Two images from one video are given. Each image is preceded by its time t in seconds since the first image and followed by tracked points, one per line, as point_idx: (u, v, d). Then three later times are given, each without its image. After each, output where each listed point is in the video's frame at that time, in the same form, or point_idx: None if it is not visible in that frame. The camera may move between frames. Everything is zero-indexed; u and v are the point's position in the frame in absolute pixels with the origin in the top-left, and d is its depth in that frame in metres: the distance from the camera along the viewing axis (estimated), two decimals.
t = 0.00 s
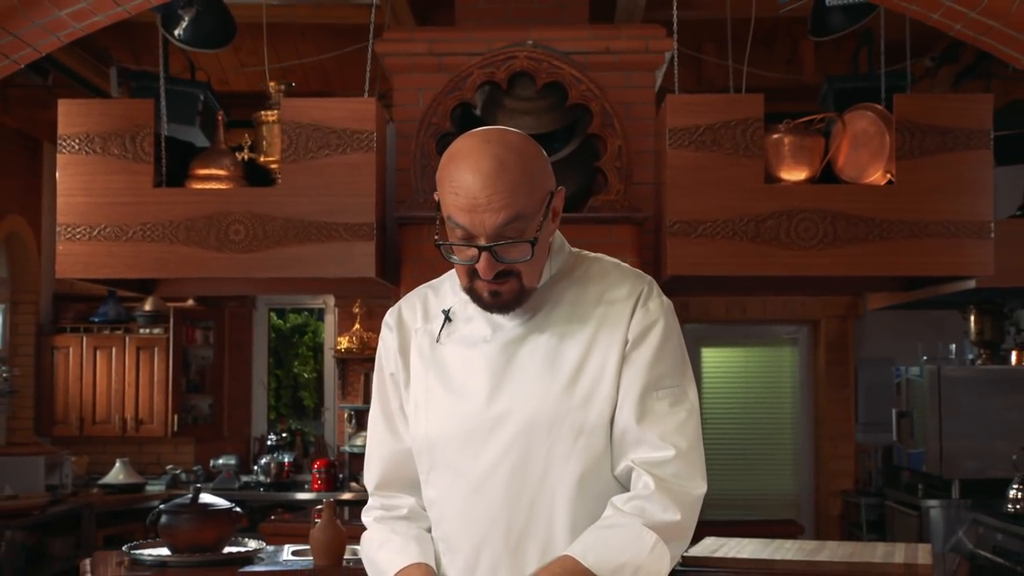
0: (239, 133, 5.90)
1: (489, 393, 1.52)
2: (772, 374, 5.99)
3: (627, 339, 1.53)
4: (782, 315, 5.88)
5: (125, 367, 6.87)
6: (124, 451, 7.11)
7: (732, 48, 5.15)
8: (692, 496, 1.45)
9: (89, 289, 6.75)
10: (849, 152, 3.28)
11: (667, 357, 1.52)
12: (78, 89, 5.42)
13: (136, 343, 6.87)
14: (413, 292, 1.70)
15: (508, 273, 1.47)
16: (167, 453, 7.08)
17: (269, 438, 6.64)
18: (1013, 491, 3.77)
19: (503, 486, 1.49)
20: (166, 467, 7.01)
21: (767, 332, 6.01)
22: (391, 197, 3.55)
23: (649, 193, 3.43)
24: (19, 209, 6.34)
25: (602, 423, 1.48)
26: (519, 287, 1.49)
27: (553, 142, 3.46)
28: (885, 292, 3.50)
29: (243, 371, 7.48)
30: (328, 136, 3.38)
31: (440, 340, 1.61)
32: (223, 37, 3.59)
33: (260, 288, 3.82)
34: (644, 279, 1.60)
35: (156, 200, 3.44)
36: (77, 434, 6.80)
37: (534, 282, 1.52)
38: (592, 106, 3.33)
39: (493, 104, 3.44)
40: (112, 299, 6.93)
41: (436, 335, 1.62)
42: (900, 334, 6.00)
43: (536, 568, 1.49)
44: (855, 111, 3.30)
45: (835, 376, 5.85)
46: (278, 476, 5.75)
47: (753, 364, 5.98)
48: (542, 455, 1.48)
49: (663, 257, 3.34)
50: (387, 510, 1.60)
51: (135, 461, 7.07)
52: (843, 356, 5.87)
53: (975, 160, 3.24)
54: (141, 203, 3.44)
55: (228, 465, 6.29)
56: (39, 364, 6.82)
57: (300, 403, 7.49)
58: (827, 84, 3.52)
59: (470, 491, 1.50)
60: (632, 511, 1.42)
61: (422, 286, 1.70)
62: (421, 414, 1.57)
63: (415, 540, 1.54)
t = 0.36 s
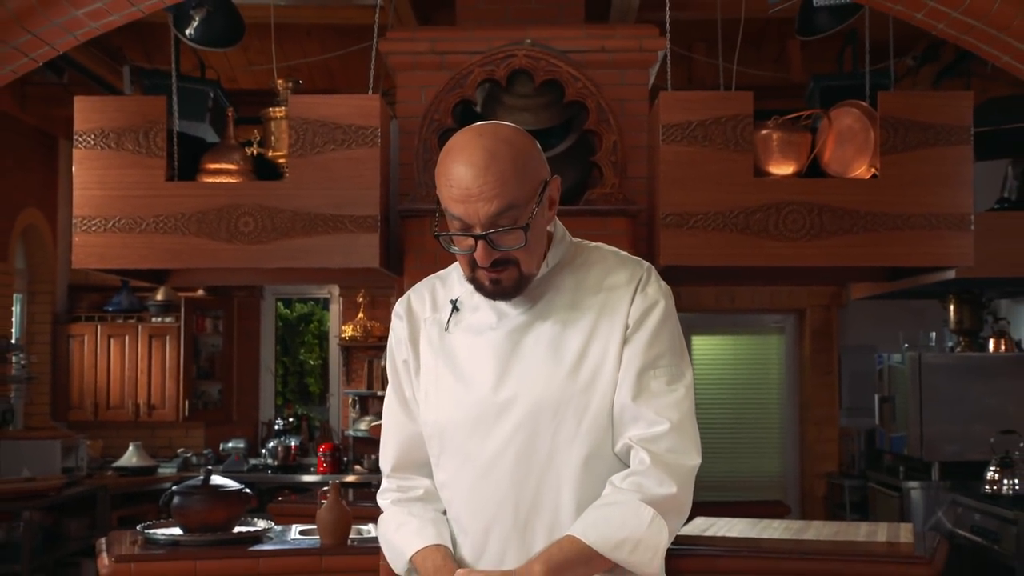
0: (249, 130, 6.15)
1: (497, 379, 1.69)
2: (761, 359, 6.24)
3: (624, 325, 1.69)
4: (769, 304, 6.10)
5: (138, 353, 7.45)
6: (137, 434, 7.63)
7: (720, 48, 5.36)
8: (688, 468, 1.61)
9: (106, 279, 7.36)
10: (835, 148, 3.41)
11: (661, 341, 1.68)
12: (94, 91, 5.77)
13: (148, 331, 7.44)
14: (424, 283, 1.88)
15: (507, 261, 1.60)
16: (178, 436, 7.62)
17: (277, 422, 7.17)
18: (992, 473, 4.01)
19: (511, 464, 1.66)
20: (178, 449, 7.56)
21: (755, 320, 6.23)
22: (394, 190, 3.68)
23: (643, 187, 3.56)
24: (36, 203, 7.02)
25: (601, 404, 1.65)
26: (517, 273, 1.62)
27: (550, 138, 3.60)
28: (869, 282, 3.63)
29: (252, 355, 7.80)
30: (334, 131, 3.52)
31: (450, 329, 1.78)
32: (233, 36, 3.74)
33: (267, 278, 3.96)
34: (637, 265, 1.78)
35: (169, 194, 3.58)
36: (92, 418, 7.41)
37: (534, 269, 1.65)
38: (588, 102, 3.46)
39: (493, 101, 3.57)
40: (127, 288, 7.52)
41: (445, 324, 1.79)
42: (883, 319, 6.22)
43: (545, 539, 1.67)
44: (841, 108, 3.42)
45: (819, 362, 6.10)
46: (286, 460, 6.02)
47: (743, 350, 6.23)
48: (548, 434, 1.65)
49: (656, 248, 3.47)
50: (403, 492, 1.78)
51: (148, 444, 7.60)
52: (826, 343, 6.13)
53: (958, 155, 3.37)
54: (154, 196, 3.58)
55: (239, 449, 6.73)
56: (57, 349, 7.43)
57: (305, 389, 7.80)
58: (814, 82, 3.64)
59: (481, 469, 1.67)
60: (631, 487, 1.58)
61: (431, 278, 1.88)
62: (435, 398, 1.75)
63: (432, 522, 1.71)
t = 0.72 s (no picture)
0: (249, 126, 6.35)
1: (498, 361, 1.85)
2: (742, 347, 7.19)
3: (619, 310, 1.85)
4: (748, 292, 7.04)
5: (144, 338, 8.17)
6: (142, 418, 8.40)
7: (704, 47, 5.55)
8: (679, 445, 1.76)
9: (112, 270, 8.03)
10: (815, 141, 3.54)
11: (653, 325, 1.84)
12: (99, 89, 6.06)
13: (154, 318, 8.16)
14: (428, 269, 2.05)
15: (505, 247, 1.74)
16: (182, 420, 8.39)
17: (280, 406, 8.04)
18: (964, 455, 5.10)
19: (512, 439, 1.82)
20: (182, 432, 8.33)
21: (737, 308, 7.17)
22: (391, 183, 3.82)
23: (630, 179, 3.69)
24: (46, 195, 7.63)
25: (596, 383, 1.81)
26: (514, 257, 1.76)
27: (541, 132, 3.72)
28: (847, 271, 3.77)
29: (253, 344, 8.80)
30: (333, 125, 3.66)
31: (454, 314, 1.95)
32: (236, 34, 3.88)
33: (269, 267, 4.10)
34: (628, 251, 1.95)
35: (175, 185, 3.72)
36: (100, 402, 8.09)
37: (530, 253, 1.79)
38: (578, 97, 3.59)
39: (487, 96, 3.71)
40: (132, 277, 8.17)
41: (448, 309, 1.96)
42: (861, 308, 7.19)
43: (542, 509, 1.83)
44: (820, 103, 3.56)
45: (798, 349, 6.98)
46: (286, 442, 6.42)
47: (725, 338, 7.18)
48: (547, 411, 1.81)
49: (643, 238, 3.61)
50: (406, 469, 1.93)
51: (154, 427, 8.43)
52: (804, 329, 7.00)
53: (932, 149, 3.52)
54: (160, 188, 3.72)
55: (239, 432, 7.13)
56: (66, 336, 8.10)
57: (305, 373, 8.81)
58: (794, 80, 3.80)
59: (485, 443, 1.84)
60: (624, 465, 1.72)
61: (435, 265, 2.05)
62: (439, 377, 1.91)
63: (433, 499, 1.87)
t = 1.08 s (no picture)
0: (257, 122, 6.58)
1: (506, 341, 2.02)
2: (733, 335, 7.91)
3: (621, 293, 2.02)
4: (740, 281, 7.71)
5: (159, 326, 9.08)
6: (157, 402, 9.33)
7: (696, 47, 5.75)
8: (678, 424, 1.91)
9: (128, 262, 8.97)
10: (803, 135, 3.72)
11: (652, 308, 2.00)
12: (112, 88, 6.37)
13: (168, 306, 9.07)
14: (437, 254, 2.22)
15: (509, 233, 1.90)
16: (194, 404, 9.34)
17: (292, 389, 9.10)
18: (943, 436, 5.41)
19: (519, 415, 1.98)
20: (195, 414, 9.29)
21: (728, 297, 7.89)
22: (396, 175, 3.97)
23: (626, 172, 3.84)
24: (64, 187, 8.48)
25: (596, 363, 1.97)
26: (517, 242, 1.92)
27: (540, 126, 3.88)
28: (834, 260, 3.92)
29: (263, 332, 9.84)
30: (341, 120, 3.81)
31: (462, 296, 2.12)
32: (247, 32, 4.02)
33: (278, 256, 4.27)
34: (628, 238, 2.10)
35: (188, 177, 3.88)
36: (117, 385, 9.01)
37: (531, 239, 1.94)
38: (575, 93, 3.74)
39: (488, 92, 3.84)
40: (146, 267, 9.10)
41: (457, 291, 2.13)
42: (840, 297, 7.85)
43: (546, 482, 1.99)
44: (808, 99, 3.74)
45: (786, 335, 7.69)
46: (294, 424, 6.74)
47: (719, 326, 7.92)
48: (552, 389, 1.97)
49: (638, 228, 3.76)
50: (415, 446, 2.11)
51: (169, 409, 9.35)
52: (791, 316, 7.69)
53: (912, 142, 3.66)
54: (174, 180, 3.88)
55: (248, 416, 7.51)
56: (84, 323, 8.96)
57: (314, 359, 9.91)
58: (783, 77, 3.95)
59: (495, 419, 2.00)
60: (626, 442, 1.88)
61: (444, 249, 2.21)
62: (450, 356, 2.08)
63: (441, 474, 2.04)
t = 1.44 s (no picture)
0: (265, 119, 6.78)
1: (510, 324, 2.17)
2: (722, 323, 8.27)
3: (622, 284, 2.17)
4: (727, 271, 8.11)
5: (172, 314, 9.58)
6: (171, 388, 9.81)
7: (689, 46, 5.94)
8: (677, 410, 2.04)
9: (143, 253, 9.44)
10: (789, 131, 3.85)
11: (652, 298, 2.15)
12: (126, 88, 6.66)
13: (181, 296, 9.59)
14: (445, 242, 2.39)
15: (514, 223, 2.05)
16: (206, 389, 9.82)
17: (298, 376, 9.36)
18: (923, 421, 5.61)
19: (521, 395, 2.13)
20: (207, 398, 9.77)
21: (717, 287, 8.26)
22: (400, 169, 4.14)
23: (620, 166, 3.99)
24: (80, 182, 8.92)
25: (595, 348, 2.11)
26: (521, 229, 2.07)
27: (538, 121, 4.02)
28: (820, 250, 4.07)
29: (271, 320, 10.50)
30: (347, 116, 3.97)
31: (468, 282, 2.28)
32: (256, 32, 4.19)
33: (286, 247, 4.44)
34: (626, 233, 2.26)
35: (200, 171, 4.03)
36: (131, 371, 9.49)
37: (535, 226, 2.09)
38: (572, 90, 3.89)
39: (488, 91, 3.96)
40: (160, 258, 9.12)
41: (463, 277, 2.29)
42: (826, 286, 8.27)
43: (546, 461, 2.13)
44: (795, 95, 3.84)
45: (773, 321, 8.02)
46: (302, 408, 7.02)
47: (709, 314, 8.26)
48: (553, 372, 2.12)
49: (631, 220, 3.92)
50: (419, 425, 2.27)
51: (182, 394, 9.84)
52: (778, 306, 8.05)
53: (895, 138, 3.81)
54: (187, 174, 4.04)
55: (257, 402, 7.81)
56: (100, 311, 9.47)
57: (320, 347, 10.55)
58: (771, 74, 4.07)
59: (497, 400, 2.14)
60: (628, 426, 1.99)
61: (451, 238, 2.38)
62: (455, 337, 2.24)
63: (444, 452, 2.17)
